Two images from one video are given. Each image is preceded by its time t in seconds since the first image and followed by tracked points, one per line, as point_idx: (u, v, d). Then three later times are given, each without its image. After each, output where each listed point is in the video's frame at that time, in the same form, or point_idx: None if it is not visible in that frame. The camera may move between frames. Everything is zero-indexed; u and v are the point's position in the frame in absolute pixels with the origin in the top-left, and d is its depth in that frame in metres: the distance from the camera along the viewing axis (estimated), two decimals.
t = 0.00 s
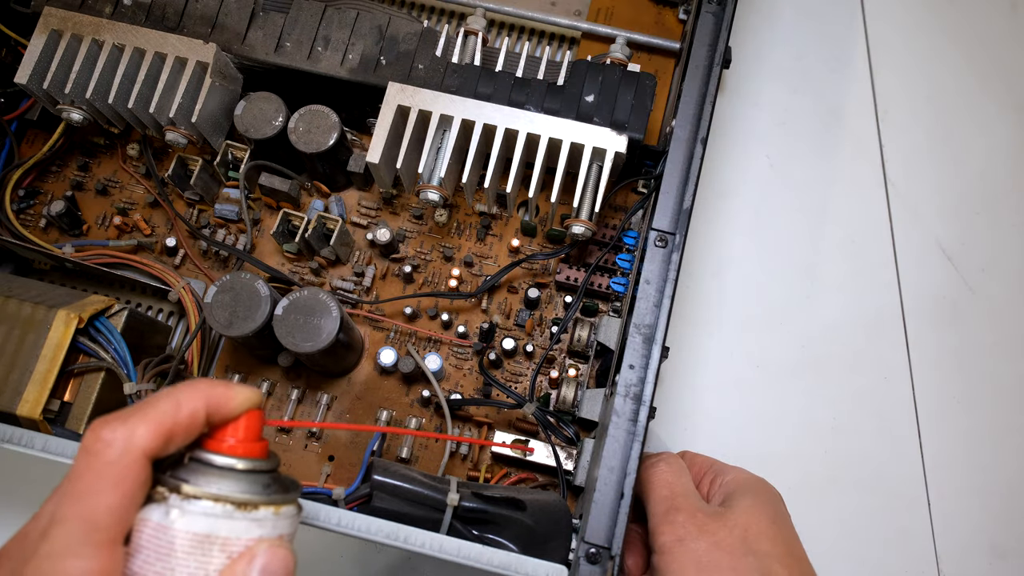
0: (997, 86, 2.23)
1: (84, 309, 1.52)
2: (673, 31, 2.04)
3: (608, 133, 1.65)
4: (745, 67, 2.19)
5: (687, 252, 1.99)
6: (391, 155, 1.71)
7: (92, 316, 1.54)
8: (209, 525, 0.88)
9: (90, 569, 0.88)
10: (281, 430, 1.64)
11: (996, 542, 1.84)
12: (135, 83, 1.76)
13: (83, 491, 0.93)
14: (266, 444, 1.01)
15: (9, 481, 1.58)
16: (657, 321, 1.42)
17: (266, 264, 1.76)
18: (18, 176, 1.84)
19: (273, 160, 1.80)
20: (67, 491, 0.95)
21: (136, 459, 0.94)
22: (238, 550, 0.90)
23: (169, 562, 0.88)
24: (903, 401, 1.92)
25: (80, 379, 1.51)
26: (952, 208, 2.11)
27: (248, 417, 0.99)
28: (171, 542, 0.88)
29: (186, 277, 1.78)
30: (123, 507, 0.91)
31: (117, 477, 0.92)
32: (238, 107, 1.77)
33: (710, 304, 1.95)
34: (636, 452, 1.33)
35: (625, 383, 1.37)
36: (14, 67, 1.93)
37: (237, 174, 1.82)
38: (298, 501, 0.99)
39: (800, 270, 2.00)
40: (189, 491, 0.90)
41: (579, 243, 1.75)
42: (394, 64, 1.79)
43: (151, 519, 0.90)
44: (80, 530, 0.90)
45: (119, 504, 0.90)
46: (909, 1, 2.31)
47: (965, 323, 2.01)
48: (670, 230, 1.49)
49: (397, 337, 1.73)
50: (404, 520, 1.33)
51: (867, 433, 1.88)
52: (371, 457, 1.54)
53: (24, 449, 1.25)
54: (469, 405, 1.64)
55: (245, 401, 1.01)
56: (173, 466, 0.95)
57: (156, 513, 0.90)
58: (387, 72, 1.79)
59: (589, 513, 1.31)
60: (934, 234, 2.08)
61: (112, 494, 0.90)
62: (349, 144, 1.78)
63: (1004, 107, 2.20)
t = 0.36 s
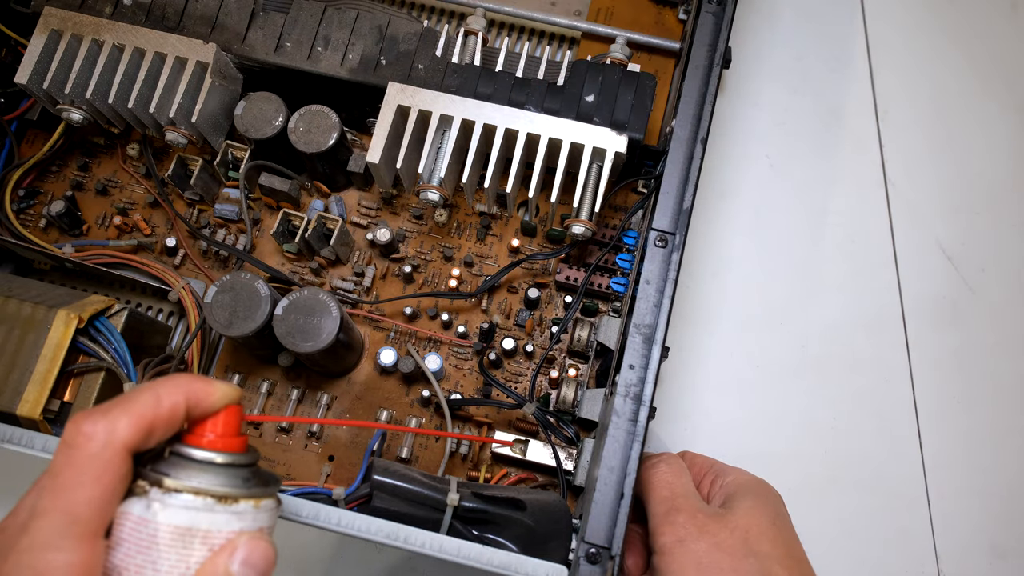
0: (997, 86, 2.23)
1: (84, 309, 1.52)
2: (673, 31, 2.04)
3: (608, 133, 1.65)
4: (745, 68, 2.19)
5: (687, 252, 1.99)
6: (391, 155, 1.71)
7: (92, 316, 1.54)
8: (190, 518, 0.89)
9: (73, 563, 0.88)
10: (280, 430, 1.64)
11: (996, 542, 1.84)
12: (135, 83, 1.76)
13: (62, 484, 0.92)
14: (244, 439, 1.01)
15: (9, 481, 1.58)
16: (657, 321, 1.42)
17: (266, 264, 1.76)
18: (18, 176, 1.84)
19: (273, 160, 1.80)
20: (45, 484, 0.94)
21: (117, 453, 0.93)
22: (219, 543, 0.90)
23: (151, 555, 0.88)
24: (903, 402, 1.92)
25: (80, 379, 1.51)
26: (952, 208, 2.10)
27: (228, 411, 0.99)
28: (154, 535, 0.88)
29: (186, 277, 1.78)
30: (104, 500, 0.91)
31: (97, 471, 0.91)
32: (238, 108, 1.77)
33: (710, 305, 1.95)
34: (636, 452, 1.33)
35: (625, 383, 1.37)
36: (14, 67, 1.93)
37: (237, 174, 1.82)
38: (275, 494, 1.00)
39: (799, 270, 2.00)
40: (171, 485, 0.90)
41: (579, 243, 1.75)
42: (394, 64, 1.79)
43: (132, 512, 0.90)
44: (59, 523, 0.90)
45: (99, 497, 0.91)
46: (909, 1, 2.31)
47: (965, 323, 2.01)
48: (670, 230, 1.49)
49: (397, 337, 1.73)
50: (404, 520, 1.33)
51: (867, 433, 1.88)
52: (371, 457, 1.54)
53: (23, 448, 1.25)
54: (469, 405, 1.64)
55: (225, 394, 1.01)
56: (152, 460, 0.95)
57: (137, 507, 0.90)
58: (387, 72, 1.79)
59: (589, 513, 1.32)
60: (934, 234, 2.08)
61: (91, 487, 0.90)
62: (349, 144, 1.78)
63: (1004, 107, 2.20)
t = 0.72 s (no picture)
0: (997, 86, 2.23)
1: (84, 309, 1.52)
2: (673, 31, 2.04)
3: (608, 133, 1.65)
4: (744, 68, 2.19)
5: (687, 252, 1.99)
6: (391, 155, 1.71)
7: (92, 316, 1.54)
8: (185, 520, 0.88)
9: (64, 565, 0.89)
10: (280, 430, 1.64)
11: (995, 541, 1.84)
12: (135, 83, 1.76)
13: (58, 486, 0.93)
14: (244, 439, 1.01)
15: (8, 482, 1.57)
16: (657, 320, 1.42)
17: (266, 264, 1.76)
18: (18, 175, 1.84)
19: (273, 160, 1.80)
20: (40, 484, 0.96)
21: (111, 454, 0.95)
22: (215, 545, 0.90)
23: (145, 558, 0.88)
24: (903, 401, 1.92)
25: (80, 379, 1.51)
26: (952, 209, 2.10)
27: (226, 410, 0.99)
28: (147, 537, 0.88)
29: (186, 277, 1.78)
30: (97, 503, 0.91)
31: (90, 473, 0.92)
32: (238, 108, 1.77)
33: (710, 305, 1.95)
34: (636, 452, 1.33)
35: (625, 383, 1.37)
36: (14, 67, 1.93)
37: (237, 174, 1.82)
38: (275, 495, 0.99)
39: (800, 270, 2.00)
40: (166, 486, 0.89)
41: (579, 243, 1.75)
42: (394, 64, 1.79)
43: (127, 513, 0.89)
44: (54, 526, 0.91)
45: (93, 499, 0.91)
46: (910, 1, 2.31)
47: (965, 323, 2.01)
48: (670, 230, 1.49)
49: (397, 337, 1.73)
50: (404, 520, 1.33)
51: (867, 433, 1.88)
52: (371, 457, 1.54)
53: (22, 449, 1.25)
54: (469, 405, 1.64)
55: (222, 394, 1.01)
56: (148, 460, 0.96)
57: (132, 507, 0.89)
58: (387, 72, 1.79)
59: (589, 513, 1.31)
60: (934, 234, 2.08)
61: (85, 490, 0.91)
62: (349, 143, 1.78)
63: (1004, 108, 2.20)
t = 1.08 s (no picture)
0: (998, 86, 2.23)
1: (84, 308, 1.52)
2: (674, 31, 2.04)
3: (608, 133, 1.65)
4: (745, 68, 2.19)
5: (687, 252, 1.99)
6: (392, 154, 1.71)
7: (92, 316, 1.54)
8: None
9: None
10: (281, 430, 1.64)
11: (995, 540, 1.84)
12: (135, 83, 1.77)
13: None
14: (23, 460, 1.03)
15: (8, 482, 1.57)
16: (657, 321, 1.42)
17: (266, 264, 1.76)
18: (18, 175, 1.84)
19: (273, 160, 1.80)
20: None
21: None
22: None
23: None
24: (903, 401, 1.92)
25: (80, 379, 1.51)
26: (952, 209, 2.10)
27: None
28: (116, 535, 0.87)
29: (186, 277, 1.78)
30: None
31: None
32: (238, 108, 1.77)
33: (711, 304, 1.95)
34: (636, 451, 1.34)
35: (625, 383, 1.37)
36: (14, 67, 1.93)
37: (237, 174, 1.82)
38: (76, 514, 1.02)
39: (800, 270, 2.00)
40: None
41: (579, 242, 1.75)
42: (394, 64, 1.79)
43: None
44: None
45: None
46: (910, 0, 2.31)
47: (965, 322, 2.01)
48: (670, 230, 1.49)
49: (397, 337, 1.73)
50: (404, 520, 1.33)
51: (867, 433, 1.88)
52: (371, 457, 1.55)
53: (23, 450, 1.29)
54: (469, 405, 1.64)
55: None
56: None
57: None
58: (387, 72, 1.79)
59: (589, 513, 1.32)
60: (934, 234, 2.08)
61: None
62: (349, 143, 1.78)
63: (1004, 107, 2.20)
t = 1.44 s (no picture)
0: (998, 86, 2.23)
1: (83, 308, 1.52)
2: (674, 31, 2.04)
3: (608, 133, 1.66)
4: (745, 68, 2.19)
5: (687, 252, 1.99)
6: (392, 154, 1.71)
7: (91, 316, 1.54)
8: None
9: None
10: (281, 430, 1.65)
11: (994, 540, 1.84)
12: (135, 83, 1.77)
13: None
14: None
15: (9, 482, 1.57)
16: (657, 321, 1.42)
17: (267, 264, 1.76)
18: (18, 175, 1.84)
19: (273, 160, 1.80)
20: None
21: None
22: None
23: None
24: (902, 401, 1.92)
25: (80, 379, 1.51)
26: (952, 208, 2.10)
27: None
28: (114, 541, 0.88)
29: (186, 277, 1.78)
30: None
31: None
32: (238, 108, 1.77)
33: (711, 305, 1.95)
34: (636, 452, 1.34)
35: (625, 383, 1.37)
36: (14, 67, 1.93)
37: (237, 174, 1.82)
38: None
39: (799, 269, 2.00)
40: None
41: (579, 243, 1.75)
42: (394, 64, 1.79)
43: None
44: None
45: None
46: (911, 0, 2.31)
47: (965, 322, 2.01)
48: (670, 230, 1.49)
49: (397, 337, 1.73)
50: (404, 520, 1.33)
51: (867, 433, 1.88)
52: (371, 457, 1.55)
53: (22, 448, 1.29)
54: (469, 405, 1.64)
55: None
56: None
57: None
58: (387, 72, 1.79)
59: (590, 512, 1.32)
60: (934, 234, 2.08)
61: None
62: (349, 143, 1.78)
63: (1005, 107, 2.20)
